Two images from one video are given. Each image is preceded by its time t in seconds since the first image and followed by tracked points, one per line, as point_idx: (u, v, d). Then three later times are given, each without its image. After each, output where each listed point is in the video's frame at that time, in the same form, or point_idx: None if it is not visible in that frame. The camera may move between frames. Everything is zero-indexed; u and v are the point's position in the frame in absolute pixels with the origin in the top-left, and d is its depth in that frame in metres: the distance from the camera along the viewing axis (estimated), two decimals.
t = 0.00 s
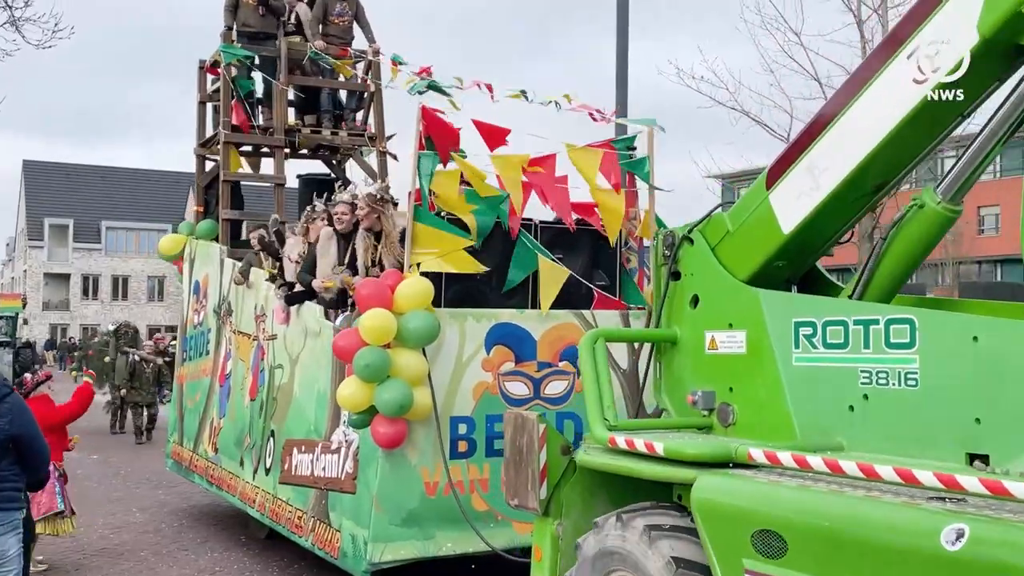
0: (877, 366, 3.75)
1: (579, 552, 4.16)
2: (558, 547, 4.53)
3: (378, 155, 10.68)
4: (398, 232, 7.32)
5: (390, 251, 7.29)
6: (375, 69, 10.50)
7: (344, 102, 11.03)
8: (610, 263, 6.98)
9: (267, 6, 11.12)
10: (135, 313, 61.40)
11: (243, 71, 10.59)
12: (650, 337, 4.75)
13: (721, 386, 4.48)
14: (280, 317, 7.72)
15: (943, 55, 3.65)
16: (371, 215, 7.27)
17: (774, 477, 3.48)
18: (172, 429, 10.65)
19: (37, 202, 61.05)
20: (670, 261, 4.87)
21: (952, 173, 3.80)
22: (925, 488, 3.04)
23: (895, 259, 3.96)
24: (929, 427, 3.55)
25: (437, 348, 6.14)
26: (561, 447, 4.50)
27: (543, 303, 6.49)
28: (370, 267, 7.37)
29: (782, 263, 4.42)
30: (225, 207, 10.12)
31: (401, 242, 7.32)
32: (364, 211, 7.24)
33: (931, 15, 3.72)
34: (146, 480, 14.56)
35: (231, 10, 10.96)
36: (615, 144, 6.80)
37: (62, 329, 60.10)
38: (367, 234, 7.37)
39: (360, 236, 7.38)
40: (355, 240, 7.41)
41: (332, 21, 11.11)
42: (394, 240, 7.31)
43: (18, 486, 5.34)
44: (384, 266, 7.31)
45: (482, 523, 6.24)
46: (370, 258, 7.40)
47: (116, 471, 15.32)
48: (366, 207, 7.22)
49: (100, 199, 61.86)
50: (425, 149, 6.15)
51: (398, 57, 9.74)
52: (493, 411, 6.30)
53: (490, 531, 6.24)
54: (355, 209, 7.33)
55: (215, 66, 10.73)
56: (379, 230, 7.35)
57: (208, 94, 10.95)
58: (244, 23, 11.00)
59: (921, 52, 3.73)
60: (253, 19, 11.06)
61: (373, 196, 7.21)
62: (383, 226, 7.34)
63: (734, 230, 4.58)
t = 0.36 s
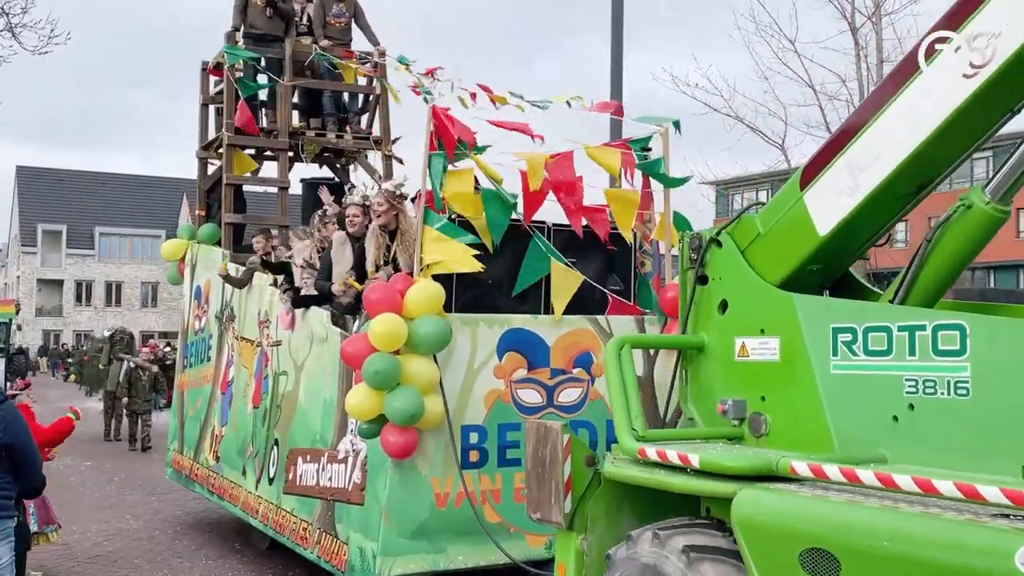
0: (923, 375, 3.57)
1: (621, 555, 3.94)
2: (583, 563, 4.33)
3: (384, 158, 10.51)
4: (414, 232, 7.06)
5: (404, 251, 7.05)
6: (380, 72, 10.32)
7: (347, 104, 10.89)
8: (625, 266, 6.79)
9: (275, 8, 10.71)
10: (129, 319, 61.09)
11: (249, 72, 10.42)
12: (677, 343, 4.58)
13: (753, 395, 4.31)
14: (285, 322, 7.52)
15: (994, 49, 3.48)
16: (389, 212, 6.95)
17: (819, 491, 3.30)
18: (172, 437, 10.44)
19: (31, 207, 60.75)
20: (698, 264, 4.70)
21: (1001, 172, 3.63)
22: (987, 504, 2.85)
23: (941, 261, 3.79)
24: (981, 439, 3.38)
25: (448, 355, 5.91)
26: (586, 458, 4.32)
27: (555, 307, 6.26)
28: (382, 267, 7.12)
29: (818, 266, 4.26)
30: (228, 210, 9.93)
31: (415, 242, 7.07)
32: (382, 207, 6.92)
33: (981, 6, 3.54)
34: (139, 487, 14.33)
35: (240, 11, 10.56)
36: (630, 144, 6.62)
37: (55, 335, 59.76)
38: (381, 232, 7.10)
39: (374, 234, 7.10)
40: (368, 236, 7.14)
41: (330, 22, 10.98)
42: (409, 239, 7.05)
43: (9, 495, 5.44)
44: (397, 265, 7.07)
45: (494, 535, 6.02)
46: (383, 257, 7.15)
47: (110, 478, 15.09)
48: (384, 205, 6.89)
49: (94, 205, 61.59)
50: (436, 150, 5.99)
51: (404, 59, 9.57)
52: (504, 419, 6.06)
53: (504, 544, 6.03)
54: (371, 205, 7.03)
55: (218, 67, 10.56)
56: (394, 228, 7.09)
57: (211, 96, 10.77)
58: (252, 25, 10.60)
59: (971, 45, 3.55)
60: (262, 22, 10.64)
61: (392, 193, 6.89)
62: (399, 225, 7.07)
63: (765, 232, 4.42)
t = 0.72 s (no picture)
0: (975, 383, 3.41)
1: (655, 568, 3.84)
2: None
3: (391, 162, 10.35)
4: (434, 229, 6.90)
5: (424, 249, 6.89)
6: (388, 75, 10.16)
7: (353, 107, 10.74)
8: (644, 270, 6.59)
9: (285, 12, 10.60)
10: (127, 325, 60.86)
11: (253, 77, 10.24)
12: (708, 350, 4.42)
13: (788, 404, 4.14)
14: (293, 328, 7.34)
15: None
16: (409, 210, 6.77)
17: (870, 507, 3.12)
18: (174, 445, 10.25)
19: (29, 213, 60.57)
20: (729, 267, 4.54)
21: None
22: None
23: (992, 262, 3.63)
24: None
25: (464, 361, 5.72)
26: (614, 469, 4.13)
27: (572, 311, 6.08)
28: (402, 266, 6.95)
29: (857, 269, 4.10)
30: (233, 215, 9.75)
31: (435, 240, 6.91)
32: (401, 205, 6.75)
33: None
34: (138, 494, 14.15)
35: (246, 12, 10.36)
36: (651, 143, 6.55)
37: (52, 342, 59.55)
38: (401, 231, 6.92)
39: (392, 232, 6.92)
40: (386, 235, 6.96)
41: (335, 24, 10.81)
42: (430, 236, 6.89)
43: (7, 504, 5.44)
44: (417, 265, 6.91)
45: (511, 547, 5.84)
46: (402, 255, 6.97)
47: (108, 484, 14.91)
48: (403, 202, 6.73)
49: (93, 211, 61.40)
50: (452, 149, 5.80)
51: (412, 62, 9.42)
52: (522, 426, 5.89)
53: (520, 556, 5.84)
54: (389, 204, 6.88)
55: (223, 70, 10.40)
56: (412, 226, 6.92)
57: (215, 100, 10.60)
58: (258, 27, 10.41)
59: None
60: (268, 24, 10.47)
61: (412, 190, 6.72)
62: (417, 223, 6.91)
63: (801, 234, 4.26)
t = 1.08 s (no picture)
0: None
1: None
2: None
3: (400, 168, 10.20)
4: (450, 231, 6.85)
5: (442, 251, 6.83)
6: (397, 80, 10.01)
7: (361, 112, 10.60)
8: (664, 275, 6.46)
9: (286, 12, 10.45)
10: (126, 333, 60.65)
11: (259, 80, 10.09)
12: (742, 357, 4.26)
13: (828, 415, 3.98)
14: (302, 335, 7.18)
15: None
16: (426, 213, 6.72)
17: (928, 527, 2.96)
18: (178, 455, 10.08)
19: (27, 220, 60.38)
20: (762, 271, 4.38)
21: None
22: None
23: None
24: None
25: (481, 368, 5.57)
26: (646, 483, 3.99)
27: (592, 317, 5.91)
28: (420, 269, 6.89)
29: (899, 273, 3.95)
30: (239, 220, 9.58)
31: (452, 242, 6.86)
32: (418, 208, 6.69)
33: None
34: (136, 502, 13.95)
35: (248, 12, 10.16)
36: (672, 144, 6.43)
37: (49, 350, 59.31)
38: (418, 233, 6.85)
39: (409, 235, 6.87)
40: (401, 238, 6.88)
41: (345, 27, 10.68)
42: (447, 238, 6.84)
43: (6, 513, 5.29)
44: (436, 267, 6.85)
45: (530, 561, 5.65)
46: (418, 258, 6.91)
47: (106, 493, 14.71)
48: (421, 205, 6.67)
49: (92, 219, 61.22)
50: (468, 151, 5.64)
51: (423, 66, 9.28)
52: (541, 436, 5.70)
53: (540, 570, 5.67)
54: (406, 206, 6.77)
55: (229, 74, 10.27)
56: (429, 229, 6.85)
57: (221, 104, 10.45)
58: (260, 27, 10.26)
59: None
60: (270, 24, 10.31)
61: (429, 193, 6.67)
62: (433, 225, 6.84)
63: (839, 237, 4.10)
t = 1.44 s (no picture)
0: None
1: None
2: None
3: (405, 175, 10.02)
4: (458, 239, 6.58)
5: (451, 261, 6.56)
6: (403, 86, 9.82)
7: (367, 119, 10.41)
8: (685, 285, 6.28)
9: (286, 17, 10.23)
10: (123, 344, 60.38)
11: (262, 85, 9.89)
12: (778, 370, 4.09)
13: (868, 430, 3.81)
14: (310, 346, 6.99)
15: None
16: (431, 221, 6.45)
17: (992, 552, 2.78)
18: (179, 468, 9.88)
19: (24, 231, 60.14)
20: (796, 280, 4.20)
21: None
22: None
23: None
24: None
25: (500, 382, 5.37)
26: (680, 503, 3.85)
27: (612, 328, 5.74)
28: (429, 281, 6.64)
29: (943, 282, 3.78)
30: (242, 229, 9.39)
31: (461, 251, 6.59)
32: (423, 216, 6.41)
33: None
34: (134, 514, 13.72)
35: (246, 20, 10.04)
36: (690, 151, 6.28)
37: (46, 361, 59.03)
38: (423, 243, 6.58)
39: (415, 245, 6.61)
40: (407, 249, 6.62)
41: (352, 32, 10.47)
42: (455, 247, 6.57)
43: (6, 527, 5.11)
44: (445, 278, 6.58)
45: None
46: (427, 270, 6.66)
47: (103, 505, 14.48)
48: (425, 213, 6.39)
49: (89, 230, 60.99)
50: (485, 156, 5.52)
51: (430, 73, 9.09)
52: (560, 451, 5.52)
53: None
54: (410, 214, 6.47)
55: (230, 81, 10.10)
56: (435, 238, 6.57)
57: (222, 111, 10.28)
58: (262, 35, 10.15)
59: None
60: (271, 31, 10.18)
61: (433, 199, 6.39)
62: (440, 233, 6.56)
63: (880, 244, 3.93)
